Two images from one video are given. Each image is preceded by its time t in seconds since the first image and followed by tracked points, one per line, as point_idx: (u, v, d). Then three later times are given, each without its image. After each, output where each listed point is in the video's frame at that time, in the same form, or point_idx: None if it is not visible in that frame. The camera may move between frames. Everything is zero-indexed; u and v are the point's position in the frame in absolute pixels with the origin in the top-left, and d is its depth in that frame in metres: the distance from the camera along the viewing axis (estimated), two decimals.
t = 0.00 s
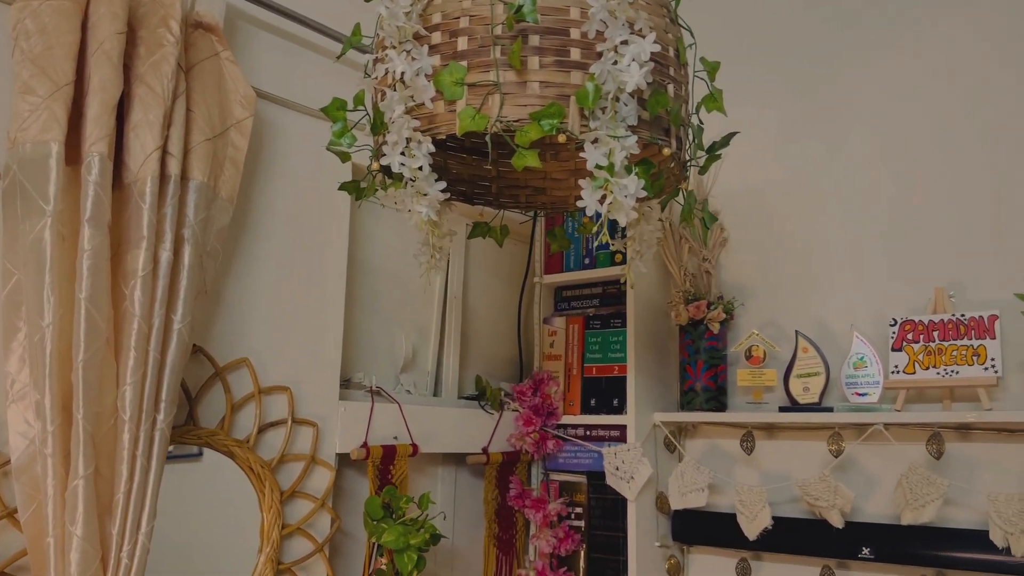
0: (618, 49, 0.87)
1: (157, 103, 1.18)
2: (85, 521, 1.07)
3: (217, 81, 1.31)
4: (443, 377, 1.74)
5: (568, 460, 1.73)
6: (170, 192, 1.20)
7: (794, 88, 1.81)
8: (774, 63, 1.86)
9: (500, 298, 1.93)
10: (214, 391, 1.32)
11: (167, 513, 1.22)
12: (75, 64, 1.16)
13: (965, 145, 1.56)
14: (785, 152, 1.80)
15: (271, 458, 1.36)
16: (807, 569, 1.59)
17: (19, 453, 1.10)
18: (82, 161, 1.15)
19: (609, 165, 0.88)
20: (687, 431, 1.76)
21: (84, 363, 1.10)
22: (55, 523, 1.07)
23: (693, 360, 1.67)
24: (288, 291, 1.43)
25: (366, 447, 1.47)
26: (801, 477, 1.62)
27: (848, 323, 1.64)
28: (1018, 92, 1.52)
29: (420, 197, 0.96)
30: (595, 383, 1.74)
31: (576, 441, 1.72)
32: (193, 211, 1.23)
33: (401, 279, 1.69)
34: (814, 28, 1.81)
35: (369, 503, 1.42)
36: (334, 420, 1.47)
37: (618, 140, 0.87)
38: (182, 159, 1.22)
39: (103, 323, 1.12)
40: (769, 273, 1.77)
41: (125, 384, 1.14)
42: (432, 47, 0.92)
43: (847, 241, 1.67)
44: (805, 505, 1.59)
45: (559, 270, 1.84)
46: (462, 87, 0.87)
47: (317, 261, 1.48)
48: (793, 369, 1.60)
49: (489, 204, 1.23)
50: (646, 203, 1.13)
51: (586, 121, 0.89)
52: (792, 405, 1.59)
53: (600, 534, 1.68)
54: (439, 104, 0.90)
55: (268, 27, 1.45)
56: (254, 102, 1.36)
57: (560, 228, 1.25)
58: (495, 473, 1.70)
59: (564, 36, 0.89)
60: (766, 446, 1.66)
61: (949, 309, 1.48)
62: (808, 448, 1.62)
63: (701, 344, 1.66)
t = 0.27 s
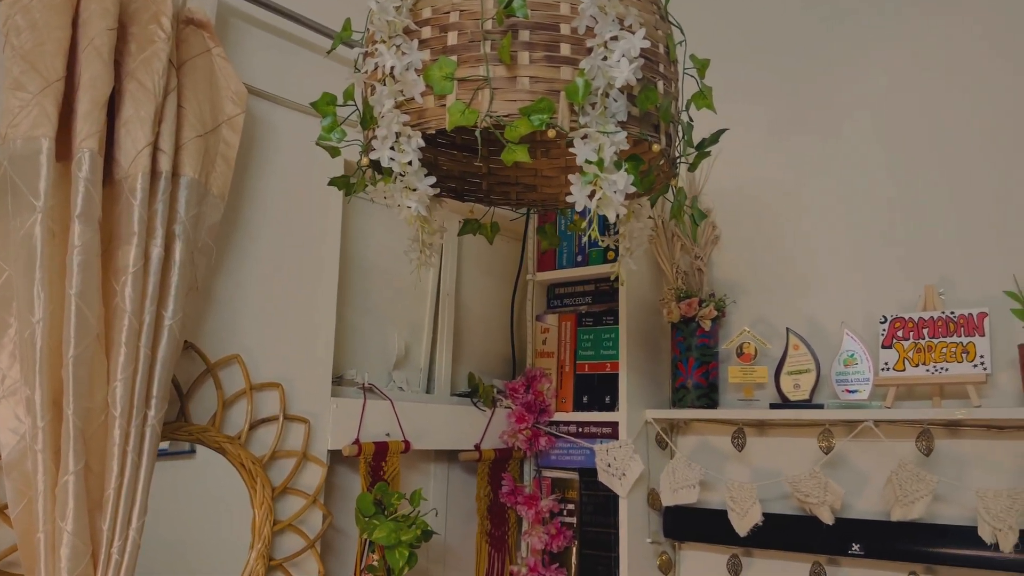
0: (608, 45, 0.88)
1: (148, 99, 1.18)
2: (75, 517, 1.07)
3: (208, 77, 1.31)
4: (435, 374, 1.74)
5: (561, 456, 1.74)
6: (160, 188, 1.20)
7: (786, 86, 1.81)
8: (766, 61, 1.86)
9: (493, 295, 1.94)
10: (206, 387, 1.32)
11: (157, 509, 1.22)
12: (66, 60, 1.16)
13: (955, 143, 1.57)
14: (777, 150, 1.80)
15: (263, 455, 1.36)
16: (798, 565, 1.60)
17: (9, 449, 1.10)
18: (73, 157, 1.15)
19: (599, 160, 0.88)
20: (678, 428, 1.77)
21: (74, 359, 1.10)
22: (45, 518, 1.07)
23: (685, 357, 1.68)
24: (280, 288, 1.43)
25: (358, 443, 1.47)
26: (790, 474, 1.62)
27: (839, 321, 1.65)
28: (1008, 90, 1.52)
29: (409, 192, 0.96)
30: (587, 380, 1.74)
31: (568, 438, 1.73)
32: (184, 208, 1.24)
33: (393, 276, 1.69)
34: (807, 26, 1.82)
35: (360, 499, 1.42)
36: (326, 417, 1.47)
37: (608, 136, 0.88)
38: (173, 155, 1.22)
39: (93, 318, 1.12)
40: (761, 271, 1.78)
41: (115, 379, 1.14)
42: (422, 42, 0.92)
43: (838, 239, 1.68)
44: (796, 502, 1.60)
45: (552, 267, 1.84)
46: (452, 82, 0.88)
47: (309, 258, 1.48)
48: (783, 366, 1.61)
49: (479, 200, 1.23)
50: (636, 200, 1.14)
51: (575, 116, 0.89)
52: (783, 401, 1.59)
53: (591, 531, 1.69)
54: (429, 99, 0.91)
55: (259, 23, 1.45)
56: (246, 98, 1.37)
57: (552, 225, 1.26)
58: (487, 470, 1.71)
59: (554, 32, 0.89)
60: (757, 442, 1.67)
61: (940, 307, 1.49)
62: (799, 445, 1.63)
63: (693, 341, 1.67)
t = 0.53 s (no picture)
0: (598, 38, 0.88)
1: (139, 95, 1.18)
2: (66, 512, 1.07)
3: (200, 72, 1.31)
4: (428, 370, 1.74)
5: (553, 453, 1.74)
6: (151, 183, 1.20)
7: (779, 83, 1.82)
8: (759, 57, 1.86)
9: (486, 291, 1.94)
10: (197, 382, 1.32)
11: (148, 504, 1.21)
12: (57, 54, 1.16)
13: (951, 141, 1.56)
14: (770, 147, 1.81)
15: (254, 450, 1.36)
16: (789, 561, 1.60)
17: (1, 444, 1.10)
18: (63, 152, 1.14)
19: (589, 153, 0.88)
20: (671, 424, 1.78)
21: (65, 354, 1.10)
22: (36, 513, 1.08)
23: (677, 354, 1.69)
24: (273, 285, 1.43)
25: (350, 439, 1.47)
26: (782, 469, 1.63)
27: (830, 317, 1.65)
28: (1000, 88, 1.52)
29: (399, 185, 0.96)
30: (580, 377, 1.74)
31: (561, 435, 1.73)
32: (175, 203, 1.24)
33: (386, 273, 1.69)
34: (800, 23, 1.82)
35: (353, 494, 1.42)
36: (318, 413, 1.47)
37: (598, 130, 0.88)
38: (164, 150, 1.22)
39: (84, 313, 1.12)
40: (753, 268, 1.78)
41: (106, 374, 1.14)
42: (412, 34, 0.92)
43: (830, 236, 1.68)
44: (787, 498, 1.60)
45: (545, 264, 1.84)
46: (441, 75, 0.87)
47: (302, 254, 1.48)
48: (775, 363, 1.61)
49: (471, 196, 1.23)
50: (627, 197, 1.14)
51: (565, 109, 0.89)
52: (774, 397, 1.60)
53: (583, 527, 1.68)
54: (419, 91, 0.91)
55: (251, 19, 1.45)
56: (237, 94, 1.36)
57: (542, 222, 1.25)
58: (480, 466, 1.71)
59: (544, 25, 0.89)
60: (749, 438, 1.68)
61: (930, 304, 1.50)
62: (790, 441, 1.63)
63: (685, 338, 1.68)
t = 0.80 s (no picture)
0: (590, 30, 0.89)
1: (131, 89, 1.18)
2: (57, 507, 1.07)
3: (192, 67, 1.31)
4: (422, 366, 1.74)
5: (547, 448, 1.74)
6: (143, 177, 1.20)
7: (773, 79, 1.82)
8: (753, 53, 1.87)
9: (480, 287, 1.94)
10: (190, 376, 1.32)
11: (140, 499, 1.21)
12: (48, 48, 1.15)
13: (943, 138, 1.57)
14: (764, 143, 1.81)
15: (247, 445, 1.36)
16: (782, 555, 1.61)
17: None
18: (55, 146, 1.14)
19: (580, 145, 0.89)
20: (664, 419, 1.78)
21: (57, 348, 1.09)
22: (27, 507, 1.07)
23: (670, 349, 1.69)
24: (266, 280, 1.43)
25: (344, 434, 1.47)
26: (774, 465, 1.64)
27: (822, 313, 1.66)
28: (993, 85, 1.53)
29: (389, 176, 0.96)
30: (574, 373, 1.75)
31: (555, 430, 1.73)
32: (168, 197, 1.23)
33: (380, 268, 1.70)
34: (794, 19, 1.82)
35: (346, 490, 1.42)
36: (311, 408, 1.47)
37: (590, 122, 0.89)
38: (156, 144, 1.22)
39: (76, 307, 1.12)
40: (746, 263, 1.79)
41: (98, 368, 1.14)
42: (403, 25, 0.92)
43: (823, 231, 1.69)
44: (780, 493, 1.61)
45: (539, 259, 1.84)
46: (433, 66, 0.88)
47: (295, 249, 1.48)
48: (768, 358, 1.61)
49: (462, 190, 1.25)
50: (619, 192, 1.14)
51: (557, 101, 0.90)
52: (767, 393, 1.60)
53: (577, 522, 1.70)
54: (410, 83, 0.91)
55: (244, 13, 1.44)
56: (230, 88, 1.36)
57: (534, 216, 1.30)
58: (474, 461, 1.71)
59: (536, 16, 0.89)
60: (742, 434, 1.68)
61: (922, 299, 1.51)
62: (783, 436, 1.64)
63: (679, 333, 1.68)
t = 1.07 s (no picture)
0: (583, 22, 0.89)
1: (124, 83, 1.18)
2: (51, 500, 1.07)
3: (186, 61, 1.30)
4: (417, 362, 1.74)
5: (542, 443, 1.75)
6: (137, 171, 1.20)
7: (767, 75, 1.82)
8: (748, 49, 1.87)
9: (475, 283, 1.94)
10: (183, 371, 1.32)
11: (133, 493, 1.21)
12: (41, 41, 1.15)
13: (936, 133, 1.58)
14: (759, 139, 1.81)
15: (241, 440, 1.36)
16: (775, 550, 1.62)
17: None
18: (48, 139, 1.14)
19: (572, 137, 0.89)
20: (659, 415, 1.78)
21: (50, 341, 1.09)
22: (21, 500, 1.07)
23: (665, 345, 1.69)
24: (260, 275, 1.43)
25: (338, 430, 1.48)
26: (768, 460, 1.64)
27: (816, 308, 1.66)
28: (987, 81, 1.54)
29: (381, 168, 0.96)
30: (569, 368, 1.75)
31: (549, 426, 1.73)
32: (161, 191, 1.23)
33: (375, 263, 1.69)
34: (788, 15, 1.82)
35: (340, 484, 1.43)
36: (305, 402, 1.47)
37: (582, 113, 0.88)
38: (150, 138, 1.22)
39: (69, 301, 1.12)
40: (740, 259, 1.79)
41: (91, 362, 1.14)
42: (396, 16, 0.92)
43: (818, 227, 1.69)
44: (773, 488, 1.62)
45: (534, 255, 1.85)
46: (425, 57, 0.88)
47: (289, 243, 1.48)
48: (762, 354, 1.62)
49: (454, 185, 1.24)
50: (612, 186, 1.15)
51: (549, 93, 0.90)
52: (761, 388, 1.61)
53: (571, 517, 1.69)
54: (402, 74, 0.91)
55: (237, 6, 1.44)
56: (224, 82, 1.36)
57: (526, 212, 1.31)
58: (469, 456, 1.71)
59: (528, 8, 0.89)
60: (737, 429, 1.68)
61: (916, 295, 1.51)
62: (777, 431, 1.64)
63: (673, 329, 1.68)
